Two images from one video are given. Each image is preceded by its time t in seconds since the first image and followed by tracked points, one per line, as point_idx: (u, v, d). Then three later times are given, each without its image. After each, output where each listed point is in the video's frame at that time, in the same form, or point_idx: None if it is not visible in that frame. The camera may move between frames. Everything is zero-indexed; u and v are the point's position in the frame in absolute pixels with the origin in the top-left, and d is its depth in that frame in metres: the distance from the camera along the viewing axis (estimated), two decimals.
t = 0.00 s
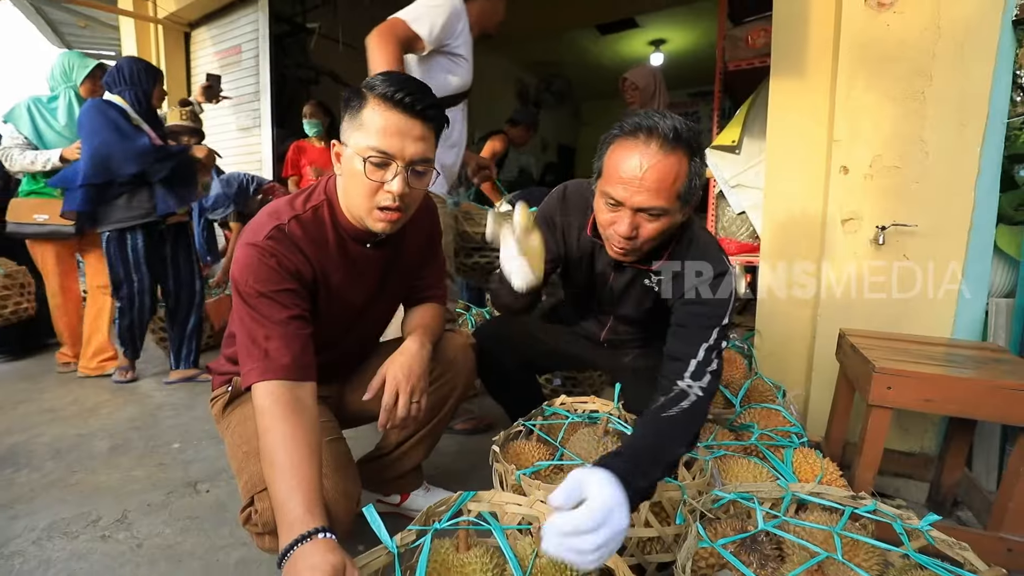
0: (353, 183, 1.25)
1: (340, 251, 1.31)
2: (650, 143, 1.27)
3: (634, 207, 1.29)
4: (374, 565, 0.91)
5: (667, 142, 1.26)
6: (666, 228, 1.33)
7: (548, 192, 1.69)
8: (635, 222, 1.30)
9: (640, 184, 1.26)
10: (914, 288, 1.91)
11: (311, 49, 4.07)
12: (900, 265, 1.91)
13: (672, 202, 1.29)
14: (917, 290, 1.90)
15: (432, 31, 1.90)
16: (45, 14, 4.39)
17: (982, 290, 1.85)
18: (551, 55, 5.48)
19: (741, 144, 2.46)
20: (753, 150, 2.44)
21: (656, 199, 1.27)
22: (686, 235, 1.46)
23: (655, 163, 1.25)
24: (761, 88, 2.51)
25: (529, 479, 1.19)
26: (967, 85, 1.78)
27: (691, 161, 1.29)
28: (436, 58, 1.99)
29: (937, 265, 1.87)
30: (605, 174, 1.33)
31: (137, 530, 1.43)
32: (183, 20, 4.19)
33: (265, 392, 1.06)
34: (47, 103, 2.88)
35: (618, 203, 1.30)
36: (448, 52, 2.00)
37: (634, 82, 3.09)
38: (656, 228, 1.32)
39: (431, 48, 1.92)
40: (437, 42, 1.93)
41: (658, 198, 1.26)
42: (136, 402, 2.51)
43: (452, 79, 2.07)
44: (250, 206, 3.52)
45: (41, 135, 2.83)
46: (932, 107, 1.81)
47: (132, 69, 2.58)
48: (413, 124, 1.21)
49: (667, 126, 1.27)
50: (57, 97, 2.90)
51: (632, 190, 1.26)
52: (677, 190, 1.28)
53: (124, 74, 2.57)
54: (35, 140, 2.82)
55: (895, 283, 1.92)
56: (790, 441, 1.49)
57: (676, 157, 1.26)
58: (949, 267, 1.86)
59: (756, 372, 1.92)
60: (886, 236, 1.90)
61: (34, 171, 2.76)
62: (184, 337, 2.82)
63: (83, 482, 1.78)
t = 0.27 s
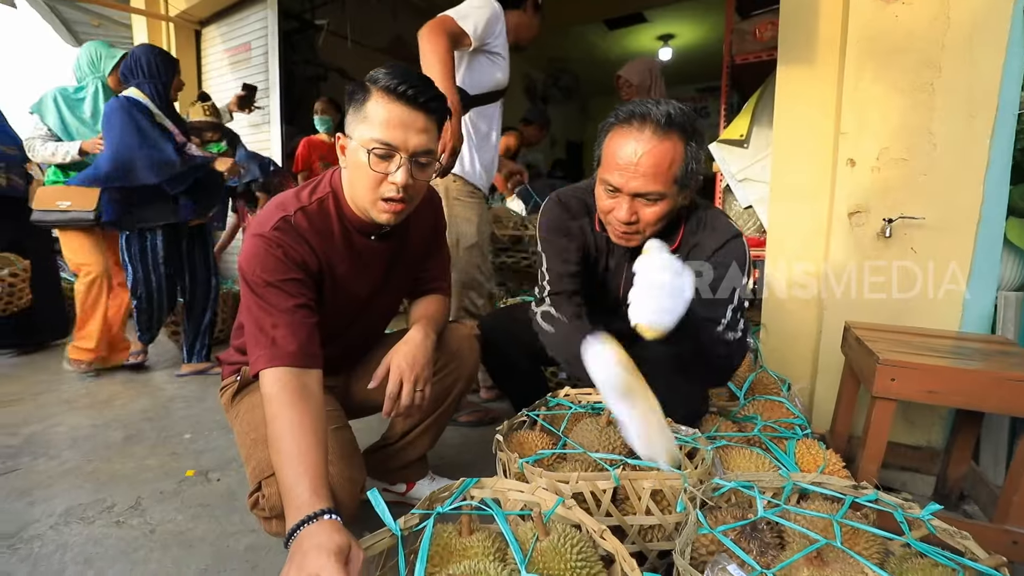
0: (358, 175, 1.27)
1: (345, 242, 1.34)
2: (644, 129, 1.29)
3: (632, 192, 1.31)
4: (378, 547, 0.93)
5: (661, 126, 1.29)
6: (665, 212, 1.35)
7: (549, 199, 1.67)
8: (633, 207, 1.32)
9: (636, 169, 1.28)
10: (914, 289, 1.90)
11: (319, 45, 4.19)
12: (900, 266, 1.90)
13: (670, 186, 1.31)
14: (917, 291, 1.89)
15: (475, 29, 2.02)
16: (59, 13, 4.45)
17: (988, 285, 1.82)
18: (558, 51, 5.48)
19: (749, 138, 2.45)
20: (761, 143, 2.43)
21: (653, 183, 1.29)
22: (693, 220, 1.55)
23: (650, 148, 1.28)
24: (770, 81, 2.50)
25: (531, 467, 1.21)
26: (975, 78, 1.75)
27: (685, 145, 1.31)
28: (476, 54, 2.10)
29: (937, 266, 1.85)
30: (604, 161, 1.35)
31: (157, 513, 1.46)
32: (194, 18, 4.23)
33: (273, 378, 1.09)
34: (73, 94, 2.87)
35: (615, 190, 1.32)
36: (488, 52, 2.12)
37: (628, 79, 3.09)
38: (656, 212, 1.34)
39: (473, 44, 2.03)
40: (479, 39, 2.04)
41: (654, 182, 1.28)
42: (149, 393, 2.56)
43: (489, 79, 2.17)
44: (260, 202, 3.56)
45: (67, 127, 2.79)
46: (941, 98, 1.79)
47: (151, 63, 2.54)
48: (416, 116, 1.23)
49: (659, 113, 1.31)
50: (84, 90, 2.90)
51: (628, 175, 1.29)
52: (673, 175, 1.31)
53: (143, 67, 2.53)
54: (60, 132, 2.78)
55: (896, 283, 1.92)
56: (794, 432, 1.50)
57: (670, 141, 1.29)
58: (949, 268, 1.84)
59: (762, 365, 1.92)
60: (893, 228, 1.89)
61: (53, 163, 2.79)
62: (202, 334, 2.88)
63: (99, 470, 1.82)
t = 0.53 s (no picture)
0: (357, 173, 1.28)
1: (344, 239, 1.35)
2: (663, 135, 1.25)
3: (649, 198, 1.27)
4: (374, 539, 0.94)
5: (681, 133, 1.25)
6: (681, 217, 1.31)
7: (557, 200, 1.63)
8: (649, 212, 1.28)
9: (654, 176, 1.24)
10: (914, 289, 1.89)
11: (321, 48, 4.22)
12: (900, 266, 1.90)
13: (687, 193, 1.27)
14: (917, 292, 1.89)
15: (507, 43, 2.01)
16: (66, 18, 4.50)
17: (989, 280, 1.82)
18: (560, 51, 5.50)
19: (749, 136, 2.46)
20: (761, 141, 2.43)
21: (670, 190, 1.25)
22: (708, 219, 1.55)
23: (670, 154, 1.24)
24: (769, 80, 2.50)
25: (528, 462, 1.22)
26: (974, 75, 1.75)
27: (705, 152, 1.27)
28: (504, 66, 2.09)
29: (937, 266, 1.85)
30: (621, 166, 1.32)
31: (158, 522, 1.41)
32: (198, 22, 4.26)
33: (272, 371, 1.11)
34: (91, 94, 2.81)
35: (632, 194, 1.29)
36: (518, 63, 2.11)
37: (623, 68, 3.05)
38: (672, 219, 1.30)
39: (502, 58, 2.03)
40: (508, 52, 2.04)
41: (671, 188, 1.25)
42: (153, 393, 2.58)
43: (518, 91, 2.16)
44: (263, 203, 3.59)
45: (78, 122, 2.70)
46: (940, 95, 1.79)
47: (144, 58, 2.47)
48: (413, 114, 1.25)
49: (680, 119, 1.26)
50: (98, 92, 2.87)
51: (646, 181, 1.25)
52: (691, 181, 1.26)
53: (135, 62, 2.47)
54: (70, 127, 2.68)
55: (896, 282, 1.91)
56: (791, 429, 1.50)
57: (691, 148, 1.25)
58: (948, 267, 1.84)
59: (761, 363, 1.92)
60: (892, 225, 1.89)
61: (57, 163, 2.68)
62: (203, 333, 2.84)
63: (103, 467, 1.84)
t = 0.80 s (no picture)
0: (357, 180, 1.29)
1: (343, 243, 1.37)
2: (659, 145, 1.25)
3: (646, 207, 1.28)
4: (372, 540, 0.95)
5: (678, 143, 1.25)
6: (678, 225, 1.32)
7: (554, 208, 1.62)
8: (646, 221, 1.29)
9: (650, 185, 1.25)
10: (913, 289, 1.89)
11: (325, 55, 4.26)
12: (900, 266, 1.90)
13: (684, 202, 1.27)
14: (917, 290, 1.89)
15: (528, 56, 2.13)
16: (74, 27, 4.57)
17: (990, 283, 1.81)
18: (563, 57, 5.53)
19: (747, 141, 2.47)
20: (759, 145, 2.44)
21: (667, 200, 1.25)
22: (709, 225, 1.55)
23: (666, 164, 1.24)
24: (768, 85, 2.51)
25: (526, 465, 1.23)
26: (973, 78, 1.75)
27: (702, 162, 1.27)
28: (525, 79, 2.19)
29: (937, 265, 1.85)
30: (619, 174, 1.31)
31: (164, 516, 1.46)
32: (204, 30, 4.31)
33: (272, 374, 1.12)
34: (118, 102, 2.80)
35: (629, 203, 1.29)
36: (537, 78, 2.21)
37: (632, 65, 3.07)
38: (669, 226, 1.31)
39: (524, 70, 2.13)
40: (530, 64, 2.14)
41: (667, 199, 1.25)
42: (157, 397, 2.60)
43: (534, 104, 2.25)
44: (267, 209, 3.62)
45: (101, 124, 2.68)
46: (939, 99, 1.79)
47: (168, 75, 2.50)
48: (413, 121, 1.27)
49: (676, 128, 1.26)
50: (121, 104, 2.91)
51: (643, 191, 1.25)
52: (688, 190, 1.27)
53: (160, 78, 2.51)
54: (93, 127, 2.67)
55: (895, 283, 1.92)
56: (791, 433, 1.50)
57: (688, 159, 1.25)
58: (949, 268, 1.84)
59: (762, 367, 1.91)
60: (892, 229, 1.89)
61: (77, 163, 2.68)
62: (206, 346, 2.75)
63: (108, 471, 1.86)
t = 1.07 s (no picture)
0: (357, 181, 1.30)
1: (342, 241, 1.38)
2: (660, 142, 1.26)
3: (645, 205, 1.29)
4: (369, 531, 0.97)
5: (677, 141, 1.26)
6: (678, 222, 1.33)
7: (553, 204, 1.64)
8: (647, 218, 1.30)
9: (651, 183, 1.25)
10: (914, 288, 1.90)
11: (327, 57, 4.30)
12: (900, 265, 1.90)
13: (683, 200, 1.28)
14: (918, 290, 1.89)
15: (542, 64, 2.20)
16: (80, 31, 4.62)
17: (991, 277, 1.81)
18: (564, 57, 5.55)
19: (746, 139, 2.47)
20: (759, 142, 2.45)
21: (668, 197, 1.26)
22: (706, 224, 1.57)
23: (666, 161, 1.25)
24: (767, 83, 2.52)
25: (524, 458, 1.24)
26: (970, 72, 1.75)
27: (702, 160, 1.28)
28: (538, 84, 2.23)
29: (937, 265, 1.86)
30: (618, 172, 1.33)
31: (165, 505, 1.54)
32: (207, 33, 4.35)
33: (272, 369, 1.14)
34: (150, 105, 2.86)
35: (630, 200, 1.30)
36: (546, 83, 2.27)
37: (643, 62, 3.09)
38: (669, 224, 1.32)
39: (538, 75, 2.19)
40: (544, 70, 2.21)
41: (668, 196, 1.26)
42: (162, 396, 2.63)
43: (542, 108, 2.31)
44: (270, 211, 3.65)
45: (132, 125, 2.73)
46: (937, 94, 1.80)
47: (186, 72, 2.49)
48: (411, 124, 1.28)
49: (676, 127, 1.27)
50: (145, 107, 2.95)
51: (643, 188, 1.26)
52: (687, 188, 1.28)
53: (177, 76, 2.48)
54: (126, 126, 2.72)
55: (896, 282, 1.92)
56: (788, 427, 1.51)
57: (688, 156, 1.26)
58: (949, 266, 1.84)
59: (762, 363, 1.92)
60: (891, 224, 1.89)
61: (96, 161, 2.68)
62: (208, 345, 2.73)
63: (113, 468, 1.89)
